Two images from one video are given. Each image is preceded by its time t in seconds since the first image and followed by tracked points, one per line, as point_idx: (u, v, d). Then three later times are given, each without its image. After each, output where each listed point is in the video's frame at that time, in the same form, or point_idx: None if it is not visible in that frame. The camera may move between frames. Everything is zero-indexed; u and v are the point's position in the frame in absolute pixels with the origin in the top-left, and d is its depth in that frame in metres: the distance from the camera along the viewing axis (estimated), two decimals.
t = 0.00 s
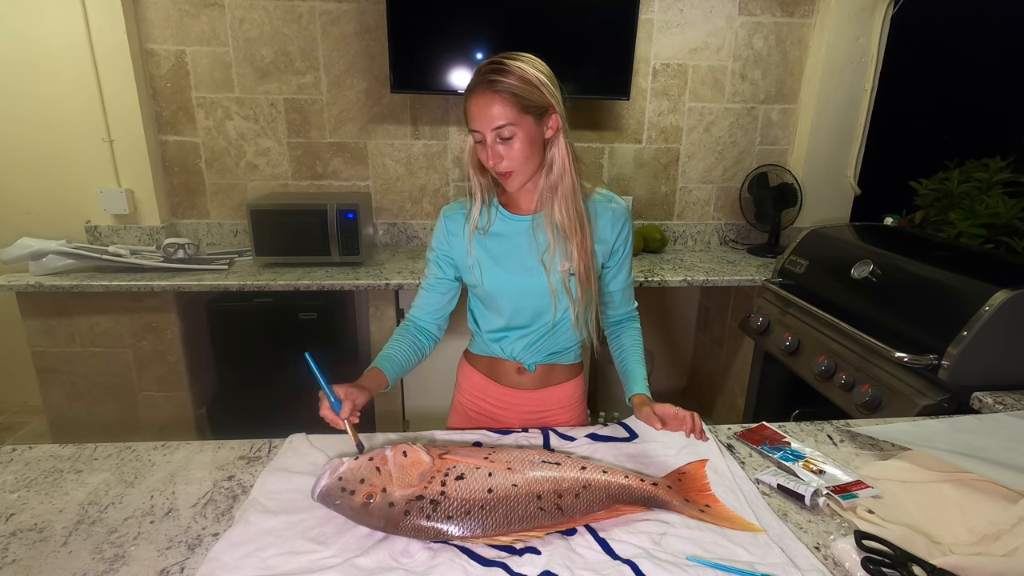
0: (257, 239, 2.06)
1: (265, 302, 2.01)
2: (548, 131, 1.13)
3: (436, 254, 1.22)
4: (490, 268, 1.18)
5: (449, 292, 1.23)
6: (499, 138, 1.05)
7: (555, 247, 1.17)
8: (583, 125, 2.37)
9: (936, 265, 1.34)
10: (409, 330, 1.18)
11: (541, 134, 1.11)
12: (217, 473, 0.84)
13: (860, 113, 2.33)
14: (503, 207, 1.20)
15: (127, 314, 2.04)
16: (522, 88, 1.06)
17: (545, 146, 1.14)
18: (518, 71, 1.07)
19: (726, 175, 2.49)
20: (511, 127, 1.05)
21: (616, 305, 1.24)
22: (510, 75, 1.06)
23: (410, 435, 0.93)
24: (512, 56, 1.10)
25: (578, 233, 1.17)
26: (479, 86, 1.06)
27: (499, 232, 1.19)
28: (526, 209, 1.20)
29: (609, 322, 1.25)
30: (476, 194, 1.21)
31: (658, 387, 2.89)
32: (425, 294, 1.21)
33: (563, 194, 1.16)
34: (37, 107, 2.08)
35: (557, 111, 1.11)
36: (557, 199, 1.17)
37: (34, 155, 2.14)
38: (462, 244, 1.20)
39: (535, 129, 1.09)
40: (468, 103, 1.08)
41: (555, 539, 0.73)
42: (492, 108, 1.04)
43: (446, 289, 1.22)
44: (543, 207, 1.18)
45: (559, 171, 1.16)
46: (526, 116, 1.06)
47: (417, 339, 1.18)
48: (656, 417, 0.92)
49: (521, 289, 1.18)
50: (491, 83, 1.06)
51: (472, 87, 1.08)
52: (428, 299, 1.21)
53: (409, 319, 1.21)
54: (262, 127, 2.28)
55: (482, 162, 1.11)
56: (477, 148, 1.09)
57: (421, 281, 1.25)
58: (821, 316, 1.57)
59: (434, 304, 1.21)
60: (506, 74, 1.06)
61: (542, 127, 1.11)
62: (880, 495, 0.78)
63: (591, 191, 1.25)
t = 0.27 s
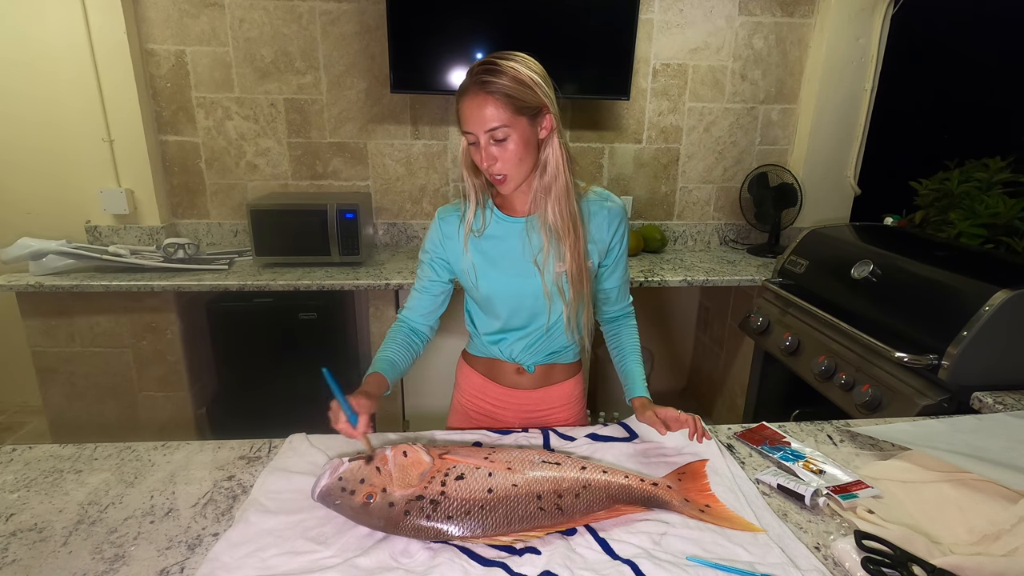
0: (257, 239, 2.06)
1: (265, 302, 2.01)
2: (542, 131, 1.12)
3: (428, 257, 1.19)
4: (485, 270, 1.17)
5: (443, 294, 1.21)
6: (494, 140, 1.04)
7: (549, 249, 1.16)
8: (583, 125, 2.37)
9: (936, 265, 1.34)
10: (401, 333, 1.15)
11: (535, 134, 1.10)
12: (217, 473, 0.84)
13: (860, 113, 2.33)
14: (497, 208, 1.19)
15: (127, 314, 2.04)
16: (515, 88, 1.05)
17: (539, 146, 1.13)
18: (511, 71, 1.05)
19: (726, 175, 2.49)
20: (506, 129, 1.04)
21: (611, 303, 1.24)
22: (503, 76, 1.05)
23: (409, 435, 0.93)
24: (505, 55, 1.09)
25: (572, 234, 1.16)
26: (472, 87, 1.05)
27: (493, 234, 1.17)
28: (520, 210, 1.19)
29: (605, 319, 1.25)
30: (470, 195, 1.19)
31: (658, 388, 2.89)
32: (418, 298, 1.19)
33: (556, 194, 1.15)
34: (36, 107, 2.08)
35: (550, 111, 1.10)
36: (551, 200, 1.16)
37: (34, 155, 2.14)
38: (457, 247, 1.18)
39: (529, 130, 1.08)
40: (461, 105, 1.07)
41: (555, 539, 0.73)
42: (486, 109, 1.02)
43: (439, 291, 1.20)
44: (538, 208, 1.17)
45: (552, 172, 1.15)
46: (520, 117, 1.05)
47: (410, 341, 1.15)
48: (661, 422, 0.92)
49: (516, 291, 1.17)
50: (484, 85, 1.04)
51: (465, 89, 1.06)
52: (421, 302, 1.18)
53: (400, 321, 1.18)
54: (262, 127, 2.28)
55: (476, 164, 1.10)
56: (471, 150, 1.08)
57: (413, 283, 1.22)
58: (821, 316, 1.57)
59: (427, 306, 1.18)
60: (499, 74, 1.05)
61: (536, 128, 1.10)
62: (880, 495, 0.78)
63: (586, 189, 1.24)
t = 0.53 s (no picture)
0: (257, 239, 2.06)
1: (265, 302, 2.01)
2: (539, 132, 1.11)
3: (422, 257, 1.17)
4: (481, 272, 1.16)
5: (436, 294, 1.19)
6: (490, 140, 1.03)
7: (542, 251, 1.15)
8: (583, 125, 2.37)
9: (936, 265, 1.34)
10: (392, 334, 1.13)
11: (532, 135, 1.09)
12: (217, 473, 0.84)
13: (860, 113, 2.33)
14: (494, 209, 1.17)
15: (127, 314, 2.04)
16: (512, 88, 1.04)
17: (536, 147, 1.11)
18: (508, 70, 1.04)
19: (726, 175, 2.49)
20: (502, 129, 1.03)
21: (610, 303, 1.24)
22: (501, 75, 1.04)
23: (409, 435, 0.93)
24: (501, 55, 1.08)
25: (564, 236, 1.15)
26: (469, 87, 1.04)
27: (489, 235, 1.16)
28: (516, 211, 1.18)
29: (603, 319, 1.25)
30: (465, 196, 1.17)
31: (658, 388, 2.89)
32: (411, 298, 1.16)
33: (552, 195, 1.13)
34: (36, 107, 2.08)
35: (547, 110, 1.09)
36: (545, 202, 1.14)
37: (34, 155, 2.14)
38: (452, 248, 1.16)
39: (525, 130, 1.07)
40: (457, 105, 1.06)
41: (555, 539, 0.73)
42: (482, 110, 1.02)
43: (432, 291, 1.17)
44: (534, 210, 1.15)
45: (548, 172, 1.14)
46: (517, 117, 1.04)
47: (402, 340, 1.13)
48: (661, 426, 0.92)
49: (511, 293, 1.16)
50: (481, 84, 1.03)
51: (462, 88, 1.05)
52: (414, 302, 1.16)
53: (392, 320, 1.16)
54: (262, 127, 2.28)
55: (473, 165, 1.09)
56: (467, 150, 1.07)
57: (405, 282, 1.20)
58: (821, 316, 1.57)
59: (420, 305, 1.16)
60: (496, 74, 1.04)
61: (533, 128, 1.09)
62: (880, 495, 0.78)
63: (584, 188, 1.23)
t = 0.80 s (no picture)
0: (257, 239, 2.06)
1: (265, 302, 2.01)
2: (537, 133, 1.10)
3: (418, 257, 1.16)
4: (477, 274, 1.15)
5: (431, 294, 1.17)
6: (488, 142, 1.03)
7: (536, 254, 1.14)
8: (583, 125, 2.37)
9: (936, 265, 1.34)
10: (386, 336, 1.10)
11: (530, 137, 1.08)
12: (217, 473, 0.84)
13: (860, 114, 2.33)
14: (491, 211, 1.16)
15: (127, 314, 2.04)
16: (511, 89, 1.03)
17: (534, 148, 1.11)
18: (506, 71, 1.03)
19: (726, 175, 2.49)
20: (501, 132, 1.02)
21: (608, 303, 1.24)
22: (499, 76, 1.03)
23: (409, 435, 0.93)
24: (500, 55, 1.07)
25: (559, 240, 1.15)
26: (467, 87, 1.03)
27: (486, 237, 1.15)
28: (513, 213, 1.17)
29: (601, 320, 1.24)
30: (462, 197, 1.16)
31: (658, 388, 2.89)
32: (405, 298, 1.14)
33: (549, 198, 1.13)
34: (36, 107, 2.08)
35: (545, 111, 1.08)
36: (542, 205, 1.13)
37: (34, 155, 2.13)
38: (448, 249, 1.15)
39: (524, 132, 1.06)
40: (454, 105, 1.04)
41: (555, 539, 0.73)
42: (480, 112, 1.01)
43: (428, 292, 1.16)
44: (532, 211, 1.14)
45: (546, 174, 1.13)
46: (515, 119, 1.04)
47: (397, 342, 1.11)
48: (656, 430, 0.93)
49: (506, 296, 1.15)
50: (479, 86, 1.02)
51: (459, 89, 1.04)
52: (408, 302, 1.14)
53: (386, 320, 1.13)
54: (262, 127, 2.28)
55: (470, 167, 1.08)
56: (465, 152, 1.06)
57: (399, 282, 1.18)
58: (821, 316, 1.57)
59: (415, 307, 1.14)
60: (494, 75, 1.02)
61: (532, 130, 1.08)
62: (880, 495, 0.78)
63: (582, 188, 1.22)
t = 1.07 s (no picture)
0: (257, 239, 2.06)
1: (265, 302, 2.01)
2: (539, 135, 1.10)
3: (417, 257, 1.15)
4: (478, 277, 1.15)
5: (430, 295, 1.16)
6: (489, 143, 1.02)
7: (536, 257, 1.14)
8: (583, 125, 2.37)
9: (936, 265, 1.34)
10: (388, 336, 1.10)
11: (532, 138, 1.08)
12: (217, 473, 0.84)
13: (860, 114, 2.33)
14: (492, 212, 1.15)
15: (127, 314, 2.04)
16: (512, 90, 1.02)
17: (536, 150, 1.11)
18: (507, 71, 1.03)
19: (726, 175, 2.49)
20: (502, 133, 1.01)
21: (612, 303, 1.24)
22: (500, 76, 1.02)
23: (409, 435, 0.93)
24: (501, 55, 1.06)
25: (559, 242, 1.14)
26: (467, 88, 1.02)
27: (487, 239, 1.14)
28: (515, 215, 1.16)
29: (605, 319, 1.25)
30: (461, 198, 1.15)
31: (658, 388, 2.89)
32: (404, 299, 1.13)
33: (550, 201, 1.13)
34: (36, 107, 2.08)
35: (547, 113, 1.08)
36: (542, 207, 1.13)
37: (34, 155, 2.13)
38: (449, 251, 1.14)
39: (525, 133, 1.06)
40: (455, 106, 1.04)
41: (555, 539, 0.73)
42: (482, 112, 1.00)
43: (426, 293, 1.15)
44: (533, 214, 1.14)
45: (547, 176, 1.13)
46: (516, 120, 1.03)
47: (394, 343, 1.09)
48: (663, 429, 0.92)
49: (506, 299, 1.15)
50: (480, 87, 1.01)
51: (460, 90, 1.03)
52: (407, 303, 1.13)
53: (382, 318, 1.13)
54: (262, 127, 2.28)
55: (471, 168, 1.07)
56: (465, 153, 1.06)
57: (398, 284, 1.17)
58: (822, 316, 1.57)
59: (413, 307, 1.13)
60: (495, 74, 1.02)
61: (533, 131, 1.08)
62: (880, 495, 0.78)
63: (583, 189, 1.22)
